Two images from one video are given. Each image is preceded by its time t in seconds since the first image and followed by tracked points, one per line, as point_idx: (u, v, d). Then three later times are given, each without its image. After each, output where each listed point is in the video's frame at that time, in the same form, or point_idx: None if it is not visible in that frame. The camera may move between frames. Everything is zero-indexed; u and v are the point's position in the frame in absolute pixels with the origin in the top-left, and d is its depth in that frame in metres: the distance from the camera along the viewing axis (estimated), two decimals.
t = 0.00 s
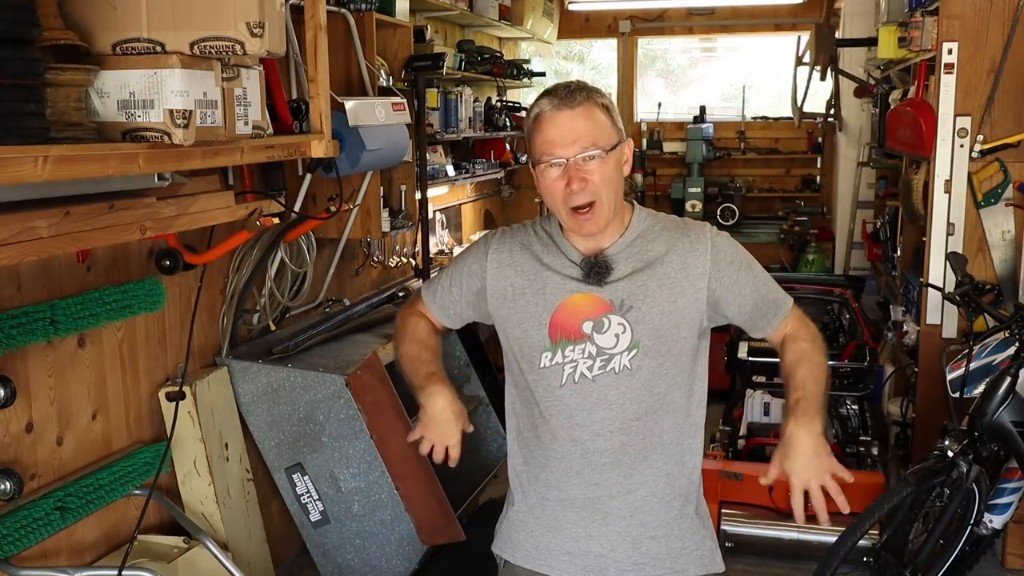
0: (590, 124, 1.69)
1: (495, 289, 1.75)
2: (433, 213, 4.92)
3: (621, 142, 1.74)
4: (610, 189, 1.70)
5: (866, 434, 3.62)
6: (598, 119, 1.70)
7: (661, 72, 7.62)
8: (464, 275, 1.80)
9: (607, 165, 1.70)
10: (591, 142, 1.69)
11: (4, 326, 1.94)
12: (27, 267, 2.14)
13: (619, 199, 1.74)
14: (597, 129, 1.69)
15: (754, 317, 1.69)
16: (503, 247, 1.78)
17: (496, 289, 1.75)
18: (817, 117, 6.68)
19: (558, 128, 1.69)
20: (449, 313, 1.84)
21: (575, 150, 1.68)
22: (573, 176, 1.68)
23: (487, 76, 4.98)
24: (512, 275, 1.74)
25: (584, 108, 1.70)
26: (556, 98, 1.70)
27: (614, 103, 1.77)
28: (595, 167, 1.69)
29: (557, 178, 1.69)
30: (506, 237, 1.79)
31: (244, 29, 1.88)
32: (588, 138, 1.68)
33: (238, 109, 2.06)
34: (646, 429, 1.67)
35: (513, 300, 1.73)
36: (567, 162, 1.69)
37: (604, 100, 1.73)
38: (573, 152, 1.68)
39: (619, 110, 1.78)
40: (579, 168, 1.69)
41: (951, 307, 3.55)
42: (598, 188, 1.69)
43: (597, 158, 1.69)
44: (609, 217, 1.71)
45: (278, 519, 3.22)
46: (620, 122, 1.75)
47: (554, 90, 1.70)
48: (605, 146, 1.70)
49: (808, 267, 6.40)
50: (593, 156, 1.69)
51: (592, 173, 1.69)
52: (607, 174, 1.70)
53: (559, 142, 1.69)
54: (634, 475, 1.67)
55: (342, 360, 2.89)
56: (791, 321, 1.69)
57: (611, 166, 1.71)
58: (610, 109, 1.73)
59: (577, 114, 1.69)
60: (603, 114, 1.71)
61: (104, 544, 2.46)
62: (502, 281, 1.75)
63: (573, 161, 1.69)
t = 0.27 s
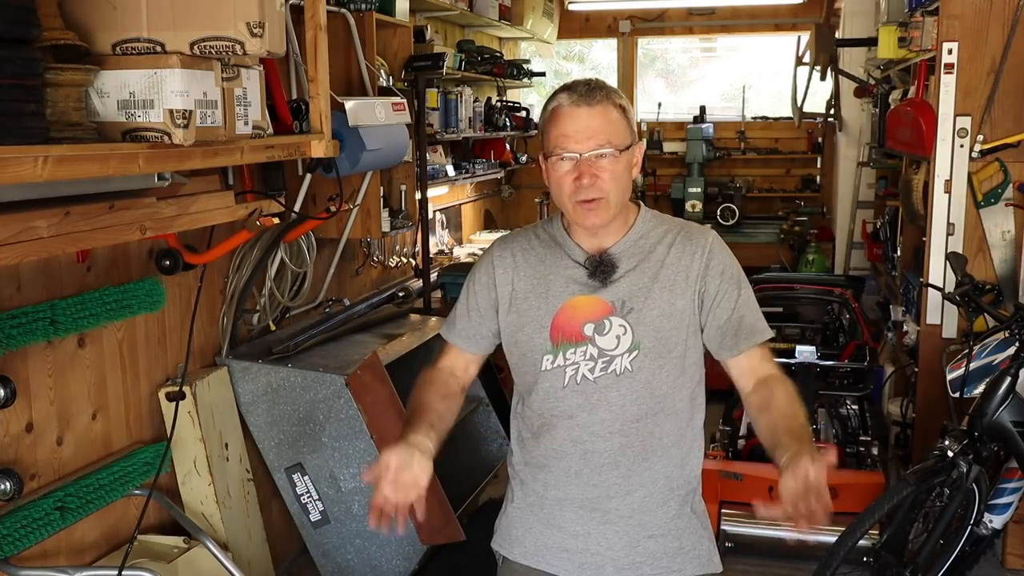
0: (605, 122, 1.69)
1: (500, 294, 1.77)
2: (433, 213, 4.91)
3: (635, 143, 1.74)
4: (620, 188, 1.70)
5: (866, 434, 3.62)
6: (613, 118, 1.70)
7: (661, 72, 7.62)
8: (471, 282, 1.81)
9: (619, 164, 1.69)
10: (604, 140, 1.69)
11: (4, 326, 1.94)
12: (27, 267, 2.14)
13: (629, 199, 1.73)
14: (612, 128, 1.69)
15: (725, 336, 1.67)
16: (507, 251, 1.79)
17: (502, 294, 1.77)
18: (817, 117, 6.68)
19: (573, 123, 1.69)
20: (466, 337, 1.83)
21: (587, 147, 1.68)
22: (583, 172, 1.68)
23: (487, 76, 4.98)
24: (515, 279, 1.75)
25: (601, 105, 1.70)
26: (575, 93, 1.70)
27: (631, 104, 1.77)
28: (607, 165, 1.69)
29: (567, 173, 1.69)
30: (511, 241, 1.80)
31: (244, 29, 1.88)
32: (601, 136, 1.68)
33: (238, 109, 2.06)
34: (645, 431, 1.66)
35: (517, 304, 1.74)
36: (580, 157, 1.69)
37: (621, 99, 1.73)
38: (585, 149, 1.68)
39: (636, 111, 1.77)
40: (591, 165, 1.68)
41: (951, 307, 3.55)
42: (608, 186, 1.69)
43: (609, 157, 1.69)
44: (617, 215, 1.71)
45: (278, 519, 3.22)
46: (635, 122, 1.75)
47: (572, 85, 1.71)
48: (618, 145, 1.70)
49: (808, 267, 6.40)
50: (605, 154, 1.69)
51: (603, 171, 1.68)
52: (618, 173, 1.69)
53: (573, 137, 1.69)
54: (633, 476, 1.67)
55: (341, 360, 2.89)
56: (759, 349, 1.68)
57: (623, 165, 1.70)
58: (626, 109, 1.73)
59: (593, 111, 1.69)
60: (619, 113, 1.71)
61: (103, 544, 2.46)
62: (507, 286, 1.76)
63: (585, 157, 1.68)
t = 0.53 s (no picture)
0: (606, 119, 1.68)
1: (498, 301, 1.77)
2: (433, 213, 4.92)
3: (636, 145, 1.73)
4: (617, 188, 1.69)
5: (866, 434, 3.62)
6: (615, 116, 1.69)
7: (661, 72, 7.62)
8: (476, 291, 1.82)
9: (618, 163, 1.68)
10: (605, 137, 1.68)
11: (4, 326, 1.94)
12: (27, 267, 2.14)
13: (626, 201, 1.72)
14: (613, 126, 1.68)
15: (710, 349, 1.68)
16: (503, 257, 1.78)
17: (500, 302, 1.77)
18: (817, 117, 6.68)
19: (575, 118, 1.68)
20: (484, 344, 1.83)
21: (586, 143, 1.68)
22: (582, 168, 1.67)
23: (487, 76, 4.98)
24: (512, 287, 1.75)
25: (604, 102, 1.69)
26: (580, 87, 1.70)
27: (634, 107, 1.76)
28: (606, 163, 1.68)
29: (566, 168, 1.68)
30: (508, 247, 1.80)
31: (244, 29, 1.88)
32: (602, 133, 1.68)
33: (238, 109, 2.06)
34: (642, 437, 1.66)
35: (514, 312, 1.74)
36: (579, 153, 1.68)
37: (625, 100, 1.72)
38: (584, 145, 1.67)
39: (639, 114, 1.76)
40: (589, 162, 1.67)
41: (951, 307, 3.55)
42: (605, 184, 1.67)
43: (609, 155, 1.68)
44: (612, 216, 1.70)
45: (278, 519, 3.22)
46: (638, 124, 1.74)
47: (578, 81, 1.70)
48: (618, 144, 1.69)
49: (808, 267, 6.40)
50: (604, 152, 1.68)
51: (601, 169, 1.67)
52: (617, 173, 1.68)
53: (573, 132, 1.68)
54: (630, 481, 1.67)
55: (342, 360, 2.89)
56: (739, 365, 1.71)
57: (621, 165, 1.69)
58: (628, 110, 1.72)
59: (595, 107, 1.69)
60: (620, 113, 1.70)
61: (103, 544, 2.46)
62: (504, 294, 1.76)
63: (584, 154, 1.68)
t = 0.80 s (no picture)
0: (606, 119, 1.68)
1: (498, 300, 1.78)
2: (433, 213, 4.92)
3: (635, 144, 1.73)
4: (616, 188, 1.69)
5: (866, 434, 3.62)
6: (614, 116, 1.69)
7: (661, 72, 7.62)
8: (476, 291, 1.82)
9: (617, 163, 1.68)
10: (604, 137, 1.68)
11: (4, 326, 1.94)
12: (27, 267, 2.14)
13: (624, 200, 1.72)
14: (613, 126, 1.68)
15: (704, 349, 1.66)
16: (504, 256, 1.78)
17: (500, 302, 1.77)
18: (817, 117, 6.68)
19: (574, 118, 1.68)
20: (483, 345, 1.83)
21: (585, 142, 1.67)
22: (580, 167, 1.67)
23: (487, 76, 4.98)
24: (511, 286, 1.76)
25: (603, 102, 1.69)
26: (580, 86, 1.69)
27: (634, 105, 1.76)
28: (605, 163, 1.68)
29: (564, 167, 1.68)
30: (510, 245, 1.80)
31: (244, 29, 1.87)
32: (601, 133, 1.67)
33: (238, 109, 2.06)
34: (639, 438, 1.66)
35: (513, 311, 1.75)
36: (577, 152, 1.68)
37: (624, 99, 1.71)
38: (583, 144, 1.67)
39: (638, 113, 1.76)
40: (588, 162, 1.67)
41: (951, 307, 3.55)
42: (603, 184, 1.68)
43: (608, 155, 1.68)
44: (609, 214, 1.70)
45: (278, 519, 3.22)
46: (637, 124, 1.74)
47: (578, 80, 1.70)
48: (617, 144, 1.69)
49: (808, 267, 6.40)
50: (603, 152, 1.68)
51: (600, 168, 1.67)
52: (615, 173, 1.68)
53: (572, 131, 1.68)
54: (628, 482, 1.67)
55: (342, 360, 2.89)
56: (734, 367, 1.68)
57: (620, 164, 1.69)
58: (627, 109, 1.72)
59: (595, 107, 1.68)
60: (619, 112, 1.70)
61: (103, 544, 2.46)
62: (504, 293, 1.77)
63: (582, 153, 1.68)
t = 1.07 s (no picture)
0: (605, 120, 1.68)
1: (498, 301, 1.78)
2: (433, 213, 4.92)
3: (634, 144, 1.72)
4: (615, 188, 1.69)
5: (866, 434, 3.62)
6: (613, 117, 1.68)
7: (661, 72, 7.62)
8: (477, 292, 1.82)
9: (616, 163, 1.68)
10: (603, 138, 1.67)
11: (4, 326, 1.94)
12: (27, 267, 2.14)
13: (623, 200, 1.72)
14: (612, 127, 1.68)
15: (705, 350, 1.67)
16: (504, 257, 1.78)
17: (500, 303, 1.78)
18: (817, 117, 6.68)
19: (573, 119, 1.68)
20: (483, 346, 1.83)
21: (584, 143, 1.67)
22: (579, 168, 1.67)
23: (487, 77, 4.98)
24: (512, 287, 1.76)
25: (603, 102, 1.69)
26: (579, 87, 1.69)
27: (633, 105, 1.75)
28: (604, 164, 1.67)
29: (563, 168, 1.68)
30: (510, 246, 1.80)
31: (244, 29, 1.87)
32: (600, 133, 1.67)
33: (238, 109, 2.06)
34: (639, 439, 1.66)
35: (514, 313, 1.75)
36: (577, 154, 1.68)
37: (624, 99, 1.71)
38: (582, 145, 1.67)
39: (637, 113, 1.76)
40: (587, 163, 1.67)
41: (951, 307, 3.55)
42: (602, 184, 1.68)
43: (607, 156, 1.68)
44: (608, 214, 1.70)
45: (278, 519, 3.22)
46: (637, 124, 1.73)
47: (577, 81, 1.69)
48: (616, 144, 1.69)
49: (808, 267, 6.41)
50: (602, 153, 1.67)
51: (599, 169, 1.67)
52: (615, 173, 1.68)
53: (571, 132, 1.68)
54: (629, 482, 1.67)
55: (342, 360, 2.89)
56: (735, 368, 1.68)
57: (620, 165, 1.69)
58: (626, 109, 1.71)
59: (594, 107, 1.68)
60: (619, 112, 1.70)
61: (104, 544, 2.46)
62: (505, 294, 1.77)
63: (582, 154, 1.67)
